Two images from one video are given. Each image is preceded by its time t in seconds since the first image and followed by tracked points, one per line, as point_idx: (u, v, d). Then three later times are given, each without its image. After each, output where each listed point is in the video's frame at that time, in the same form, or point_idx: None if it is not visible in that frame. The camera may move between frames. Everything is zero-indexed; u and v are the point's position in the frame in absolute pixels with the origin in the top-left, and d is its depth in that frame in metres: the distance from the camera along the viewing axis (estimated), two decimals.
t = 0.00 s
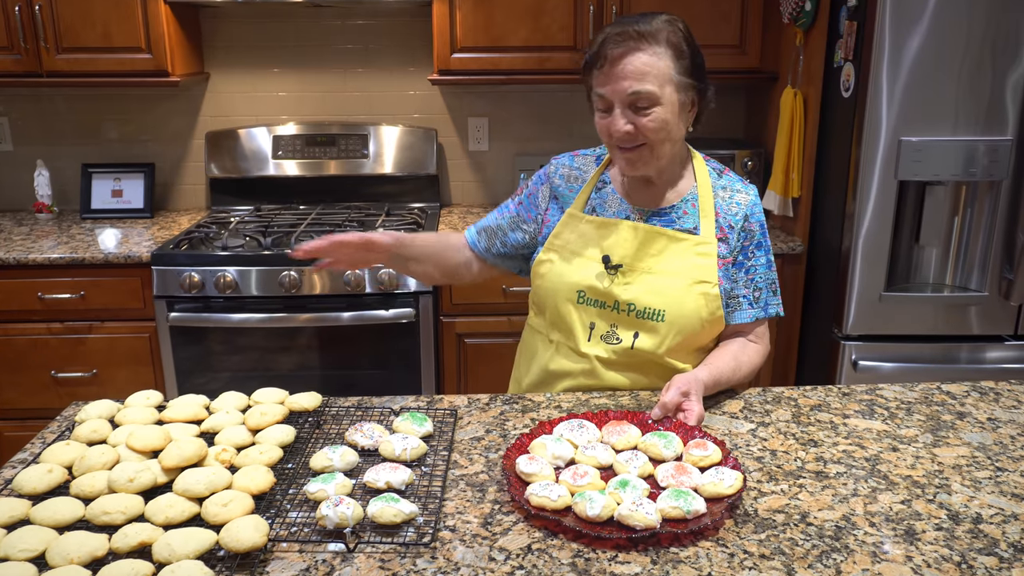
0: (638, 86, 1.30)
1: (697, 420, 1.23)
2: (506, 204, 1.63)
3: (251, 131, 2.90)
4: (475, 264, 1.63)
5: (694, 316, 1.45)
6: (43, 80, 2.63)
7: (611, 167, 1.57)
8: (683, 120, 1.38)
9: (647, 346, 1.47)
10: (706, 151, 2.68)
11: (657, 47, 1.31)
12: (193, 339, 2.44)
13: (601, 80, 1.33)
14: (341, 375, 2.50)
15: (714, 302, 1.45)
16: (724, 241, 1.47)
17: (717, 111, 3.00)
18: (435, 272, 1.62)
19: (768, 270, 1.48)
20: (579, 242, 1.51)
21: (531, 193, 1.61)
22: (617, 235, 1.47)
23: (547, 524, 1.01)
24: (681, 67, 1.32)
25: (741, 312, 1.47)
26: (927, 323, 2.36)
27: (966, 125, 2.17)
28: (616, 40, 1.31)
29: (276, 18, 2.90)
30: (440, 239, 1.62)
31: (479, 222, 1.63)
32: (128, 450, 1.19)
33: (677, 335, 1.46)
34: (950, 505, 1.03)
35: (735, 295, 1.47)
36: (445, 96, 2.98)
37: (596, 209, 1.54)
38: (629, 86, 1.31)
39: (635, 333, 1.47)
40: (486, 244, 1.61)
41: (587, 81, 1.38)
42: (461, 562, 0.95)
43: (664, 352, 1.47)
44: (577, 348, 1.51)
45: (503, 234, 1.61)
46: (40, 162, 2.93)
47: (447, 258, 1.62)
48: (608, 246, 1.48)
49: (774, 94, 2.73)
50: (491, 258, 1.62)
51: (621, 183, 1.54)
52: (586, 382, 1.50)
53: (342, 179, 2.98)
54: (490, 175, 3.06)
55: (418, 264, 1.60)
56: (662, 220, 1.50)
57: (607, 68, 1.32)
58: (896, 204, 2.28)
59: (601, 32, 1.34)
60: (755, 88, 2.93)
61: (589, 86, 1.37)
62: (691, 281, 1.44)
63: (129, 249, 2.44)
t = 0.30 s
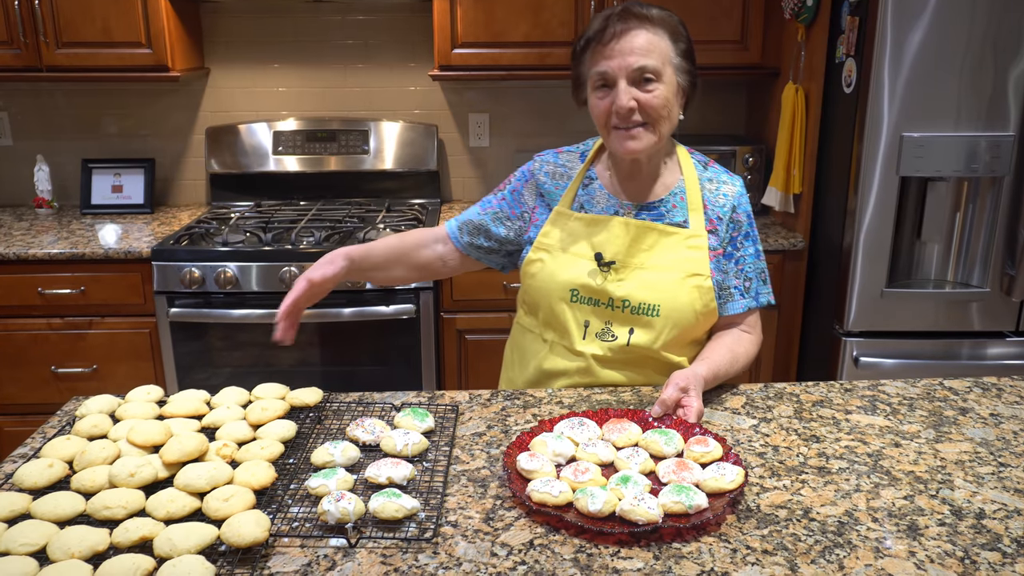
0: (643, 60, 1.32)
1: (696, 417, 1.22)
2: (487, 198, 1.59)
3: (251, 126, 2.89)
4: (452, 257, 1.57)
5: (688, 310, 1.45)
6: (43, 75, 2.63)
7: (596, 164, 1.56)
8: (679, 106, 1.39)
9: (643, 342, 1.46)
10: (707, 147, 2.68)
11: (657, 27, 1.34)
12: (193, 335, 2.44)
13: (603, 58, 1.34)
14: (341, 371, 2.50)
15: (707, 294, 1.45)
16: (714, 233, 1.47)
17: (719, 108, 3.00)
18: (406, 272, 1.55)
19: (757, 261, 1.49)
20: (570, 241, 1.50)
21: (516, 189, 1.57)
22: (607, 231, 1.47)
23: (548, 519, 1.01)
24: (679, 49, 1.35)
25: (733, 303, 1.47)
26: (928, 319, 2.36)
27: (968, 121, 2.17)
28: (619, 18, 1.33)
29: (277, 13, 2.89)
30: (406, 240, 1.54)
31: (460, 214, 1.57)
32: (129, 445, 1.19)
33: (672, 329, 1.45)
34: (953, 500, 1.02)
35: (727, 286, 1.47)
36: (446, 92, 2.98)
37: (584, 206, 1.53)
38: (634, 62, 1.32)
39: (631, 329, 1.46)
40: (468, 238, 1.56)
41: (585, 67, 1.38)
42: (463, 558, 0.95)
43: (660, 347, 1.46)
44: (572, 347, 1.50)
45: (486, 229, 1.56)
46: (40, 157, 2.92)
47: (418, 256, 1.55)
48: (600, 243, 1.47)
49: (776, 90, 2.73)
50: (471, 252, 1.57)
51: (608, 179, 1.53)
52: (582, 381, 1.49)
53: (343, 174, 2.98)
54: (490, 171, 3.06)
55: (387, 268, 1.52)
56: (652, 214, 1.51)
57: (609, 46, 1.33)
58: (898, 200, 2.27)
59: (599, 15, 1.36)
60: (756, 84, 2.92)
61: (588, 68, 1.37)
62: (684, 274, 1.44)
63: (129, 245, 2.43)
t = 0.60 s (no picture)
0: (573, 65, 1.30)
1: (695, 418, 1.24)
2: (452, 198, 1.57)
3: (252, 128, 2.90)
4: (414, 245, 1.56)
5: (663, 302, 1.46)
6: (45, 76, 2.64)
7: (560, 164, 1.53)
8: (623, 103, 1.36)
9: (620, 336, 1.47)
10: (707, 149, 2.69)
11: (586, 30, 1.32)
12: (195, 337, 2.45)
13: (537, 67, 1.34)
14: (342, 372, 2.50)
15: (679, 285, 1.46)
16: (681, 225, 1.48)
17: (719, 110, 3.00)
18: (370, 251, 1.52)
19: (724, 249, 1.50)
20: (539, 240, 1.49)
21: (481, 190, 1.56)
22: (576, 228, 1.46)
23: (550, 519, 1.02)
24: (613, 47, 1.33)
25: (704, 292, 1.48)
26: (927, 320, 2.37)
27: (967, 122, 2.18)
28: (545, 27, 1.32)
29: (278, 15, 2.90)
30: (376, 220, 1.53)
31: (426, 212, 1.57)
32: (132, 445, 1.20)
33: (649, 322, 1.47)
34: (952, 500, 1.03)
35: (697, 276, 1.48)
36: (446, 94, 2.98)
37: (551, 206, 1.51)
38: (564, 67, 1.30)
39: (607, 324, 1.47)
40: (433, 236, 1.55)
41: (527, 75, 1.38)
42: (465, 557, 0.95)
43: (638, 340, 1.47)
44: (549, 347, 1.50)
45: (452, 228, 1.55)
46: (42, 159, 2.93)
47: (383, 238, 1.53)
48: (570, 242, 1.47)
49: (776, 92, 2.74)
50: (438, 252, 1.56)
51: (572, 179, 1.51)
52: (563, 379, 1.50)
53: (344, 176, 2.99)
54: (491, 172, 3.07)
55: (350, 241, 1.49)
56: (618, 210, 1.49)
57: (540, 55, 1.33)
58: (897, 201, 2.28)
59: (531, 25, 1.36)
60: (756, 86, 2.93)
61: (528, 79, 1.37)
62: (656, 267, 1.45)
63: (130, 246, 2.44)
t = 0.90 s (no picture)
0: (527, 72, 1.31)
1: (698, 416, 1.23)
2: (418, 212, 1.56)
3: (255, 130, 2.91)
4: (387, 272, 1.52)
5: (633, 298, 1.48)
6: (49, 79, 2.65)
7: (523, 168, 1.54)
8: (577, 107, 1.38)
9: (593, 334, 1.49)
10: (709, 151, 2.70)
11: (540, 35, 1.32)
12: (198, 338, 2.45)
13: (492, 71, 1.35)
14: (345, 373, 2.51)
15: (648, 280, 1.49)
16: (647, 221, 1.50)
17: (721, 112, 3.01)
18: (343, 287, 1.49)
19: (691, 242, 1.53)
20: (506, 244, 1.50)
21: (447, 201, 1.55)
22: (544, 229, 1.47)
23: (556, 517, 1.02)
24: (567, 52, 1.33)
25: (677, 286, 1.51)
26: (929, 321, 2.37)
27: (968, 124, 2.19)
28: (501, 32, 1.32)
29: (281, 17, 2.91)
30: (341, 253, 1.49)
31: (392, 228, 1.54)
32: (140, 445, 1.20)
33: (620, 318, 1.49)
34: (956, 499, 1.04)
35: (668, 270, 1.51)
36: (448, 96, 2.99)
37: (518, 209, 1.51)
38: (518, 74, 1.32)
39: (580, 324, 1.49)
40: (404, 256, 1.52)
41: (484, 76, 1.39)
42: (472, 555, 0.96)
43: (610, 338, 1.50)
44: (524, 349, 1.52)
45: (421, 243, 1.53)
46: (46, 161, 2.94)
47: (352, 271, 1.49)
48: (538, 244, 1.48)
49: (777, 94, 2.75)
50: (409, 268, 1.54)
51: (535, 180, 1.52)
52: (539, 381, 1.52)
53: (347, 178, 2.99)
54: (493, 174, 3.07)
55: (316, 286, 1.45)
56: (584, 208, 1.50)
57: (495, 59, 1.33)
58: (899, 203, 2.29)
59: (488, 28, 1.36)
60: (758, 89, 2.94)
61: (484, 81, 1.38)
62: (624, 264, 1.47)
63: (134, 248, 2.45)
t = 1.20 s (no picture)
0: (518, 54, 1.32)
1: (702, 412, 1.23)
2: (388, 214, 1.57)
3: (257, 130, 2.91)
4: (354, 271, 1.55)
5: (609, 290, 1.50)
6: (51, 78, 2.65)
7: (489, 167, 1.55)
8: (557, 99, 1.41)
9: (571, 330, 1.50)
10: (711, 150, 2.70)
11: (526, 23, 1.36)
12: (200, 337, 2.45)
13: (479, 56, 1.34)
14: (347, 372, 2.51)
15: (623, 271, 1.50)
16: (617, 212, 1.51)
17: (723, 111, 3.01)
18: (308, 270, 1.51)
19: (663, 231, 1.54)
20: (478, 245, 1.50)
21: (415, 203, 1.56)
22: (514, 229, 1.48)
23: (561, 514, 1.02)
24: (551, 42, 1.37)
25: (652, 275, 1.52)
26: (931, 320, 2.37)
27: (971, 122, 2.18)
28: (489, 16, 1.34)
29: (283, 17, 2.91)
30: (315, 241, 1.52)
31: (362, 230, 1.57)
32: (144, 442, 1.20)
33: (599, 312, 1.50)
34: (961, 496, 1.04)
35: (641, 260, 1.52)
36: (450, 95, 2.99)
37: (487, 210, 1.53)
38: (509, 57, 1.33)
39: (558, 320, 1.49)
40: (374, 256, 1.56)
41: (462, 67, 1.39)
42: (477, 552, 0.96)
43: (589, 332, 1.51)
44: (504, 351, 1.51)
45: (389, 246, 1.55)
46: (48, 160, 2.94)
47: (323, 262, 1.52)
48: (510, 244, 1.48)
49: (780, 93, 2.75)
50: (379, 270, 1.57)
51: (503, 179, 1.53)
52: (522, 382, 1.51)
53: (349, 177, 2.99)
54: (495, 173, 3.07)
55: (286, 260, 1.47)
56: (553, 204, 1.52)
57: (484, 43, 1.34)
58: (901, 202, 2.29)
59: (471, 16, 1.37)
60: (760, 87, 2.94)
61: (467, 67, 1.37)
62: (598, 257, 1.49)
63: (136, 247, 2.45)
